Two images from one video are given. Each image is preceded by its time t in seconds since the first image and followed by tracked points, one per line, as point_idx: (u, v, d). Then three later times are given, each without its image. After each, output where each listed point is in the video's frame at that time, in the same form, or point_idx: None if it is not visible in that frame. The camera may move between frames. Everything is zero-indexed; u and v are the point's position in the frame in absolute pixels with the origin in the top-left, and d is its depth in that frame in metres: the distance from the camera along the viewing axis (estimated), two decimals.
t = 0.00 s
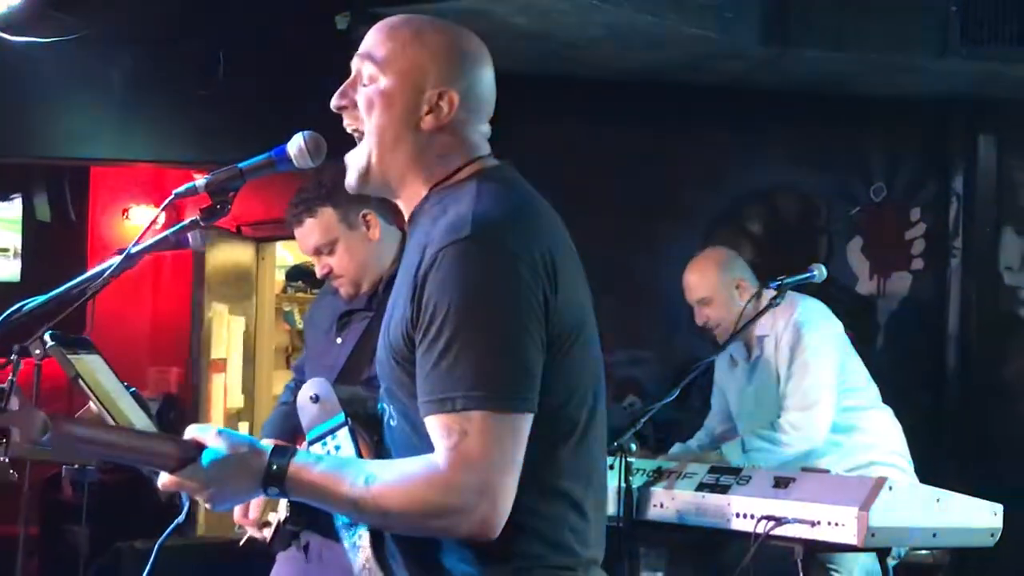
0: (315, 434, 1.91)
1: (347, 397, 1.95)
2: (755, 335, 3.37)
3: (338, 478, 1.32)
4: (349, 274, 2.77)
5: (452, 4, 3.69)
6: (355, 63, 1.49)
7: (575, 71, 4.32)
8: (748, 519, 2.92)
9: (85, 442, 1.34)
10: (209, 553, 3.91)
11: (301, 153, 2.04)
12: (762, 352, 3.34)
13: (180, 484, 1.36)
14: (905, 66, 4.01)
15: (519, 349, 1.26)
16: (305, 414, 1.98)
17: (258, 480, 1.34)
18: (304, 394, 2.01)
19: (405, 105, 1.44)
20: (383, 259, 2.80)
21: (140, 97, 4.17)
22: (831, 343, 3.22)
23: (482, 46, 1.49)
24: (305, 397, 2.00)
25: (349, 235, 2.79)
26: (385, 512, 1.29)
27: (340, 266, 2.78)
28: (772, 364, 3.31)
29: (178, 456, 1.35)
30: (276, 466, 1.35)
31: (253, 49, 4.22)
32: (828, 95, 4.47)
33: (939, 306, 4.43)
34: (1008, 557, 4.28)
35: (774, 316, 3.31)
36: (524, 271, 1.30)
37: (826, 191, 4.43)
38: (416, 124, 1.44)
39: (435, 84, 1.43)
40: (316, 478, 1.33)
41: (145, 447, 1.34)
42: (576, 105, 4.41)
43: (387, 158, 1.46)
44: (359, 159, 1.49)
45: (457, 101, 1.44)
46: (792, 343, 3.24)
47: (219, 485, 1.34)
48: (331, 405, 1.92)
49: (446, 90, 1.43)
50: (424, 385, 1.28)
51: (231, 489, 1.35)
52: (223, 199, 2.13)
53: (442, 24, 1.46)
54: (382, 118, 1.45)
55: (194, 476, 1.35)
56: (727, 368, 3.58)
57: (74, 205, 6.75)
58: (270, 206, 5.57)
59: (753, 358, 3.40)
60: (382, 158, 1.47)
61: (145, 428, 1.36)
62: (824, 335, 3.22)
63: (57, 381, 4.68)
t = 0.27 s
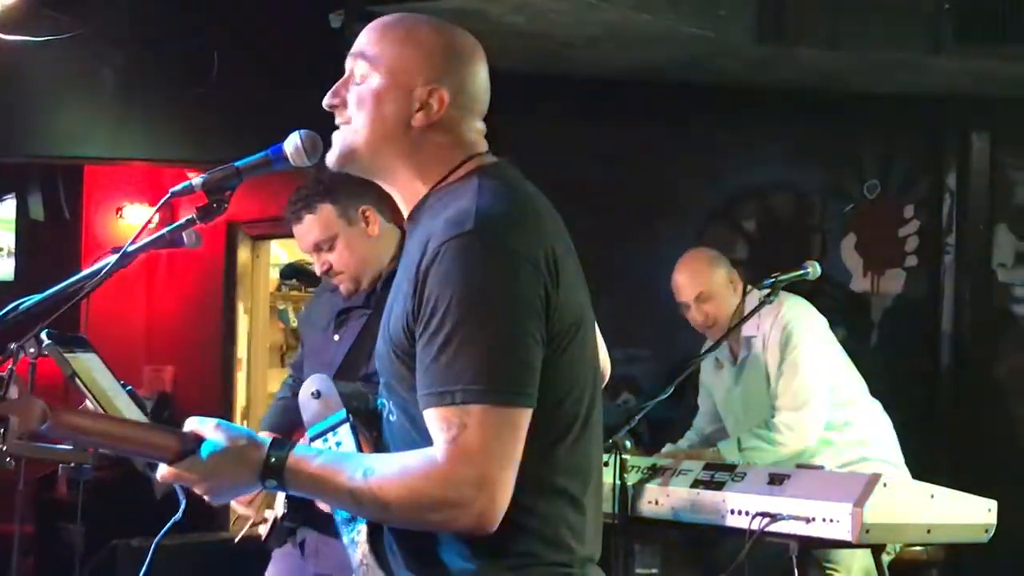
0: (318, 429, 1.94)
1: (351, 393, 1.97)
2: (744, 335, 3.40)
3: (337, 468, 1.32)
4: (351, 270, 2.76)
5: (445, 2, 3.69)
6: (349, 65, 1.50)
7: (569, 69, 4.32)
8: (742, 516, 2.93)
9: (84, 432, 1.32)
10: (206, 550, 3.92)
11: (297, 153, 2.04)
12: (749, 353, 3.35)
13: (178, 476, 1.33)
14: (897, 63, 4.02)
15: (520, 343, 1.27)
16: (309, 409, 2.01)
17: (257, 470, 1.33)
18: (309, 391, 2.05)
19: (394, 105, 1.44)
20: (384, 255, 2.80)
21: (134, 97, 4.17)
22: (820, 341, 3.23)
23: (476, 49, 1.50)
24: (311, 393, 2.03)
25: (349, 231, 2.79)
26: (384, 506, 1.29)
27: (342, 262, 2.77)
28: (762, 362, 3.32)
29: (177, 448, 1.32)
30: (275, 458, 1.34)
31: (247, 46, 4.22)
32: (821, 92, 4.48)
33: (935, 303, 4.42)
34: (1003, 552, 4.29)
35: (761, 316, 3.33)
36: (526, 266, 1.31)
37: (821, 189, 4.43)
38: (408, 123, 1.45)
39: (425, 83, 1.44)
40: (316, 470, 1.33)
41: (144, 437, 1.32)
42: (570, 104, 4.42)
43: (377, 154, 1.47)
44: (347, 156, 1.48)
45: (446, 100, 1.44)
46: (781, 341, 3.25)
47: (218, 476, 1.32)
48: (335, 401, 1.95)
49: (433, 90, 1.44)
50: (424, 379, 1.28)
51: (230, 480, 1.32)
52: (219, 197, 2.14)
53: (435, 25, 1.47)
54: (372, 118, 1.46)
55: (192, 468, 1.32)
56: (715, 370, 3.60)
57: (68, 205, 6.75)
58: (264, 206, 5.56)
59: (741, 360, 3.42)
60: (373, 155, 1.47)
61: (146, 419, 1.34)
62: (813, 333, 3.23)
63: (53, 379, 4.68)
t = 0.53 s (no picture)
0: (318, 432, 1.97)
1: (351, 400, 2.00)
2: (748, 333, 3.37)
3: (341, 474, 1.33)
4: (350, 268, 2.76)
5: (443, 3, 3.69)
6: (337, 77, 1.51)
7: (567, 70, 4.32)
8: (740, 517, 2.93)
9: (90, 437, 1.35)
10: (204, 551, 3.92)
11: (298, 156, 2.03)
12: (753, 353, 3.33)
13: (182, 480, 1.35)
14: (894, 64, 4.03)
15: (522, 346, 1.27)
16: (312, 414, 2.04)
17: (259, 477, 1.34)
18: (309, 395, 2.08)
19: (380, 115, 1.45)
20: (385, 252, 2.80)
21: (132, 98, 4.15)
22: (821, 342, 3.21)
23: (463, 50, 1.50)
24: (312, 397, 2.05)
25: (350, 228, 2.80)
26: (388, 510, 1.29)
27: (341, 260, 2.77)
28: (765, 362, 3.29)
29: (180, 452, 1.35)
30: (277, 463, 1.34)
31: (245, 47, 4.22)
32: (818, 93, 4.48)
33: (930, 304, 4.47)
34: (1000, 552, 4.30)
35: (766, 314, 3.31)
36: (527, 268, 1.31)
37: (818, 189, 4.44)
38: (396, 130, 1.46)
39: (408, 91, 1.45)
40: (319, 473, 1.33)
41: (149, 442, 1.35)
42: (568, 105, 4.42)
43: (367, 166, 1.49)
44: (342, 167, 1.52)
45: (429, 108, 1.45)
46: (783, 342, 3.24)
47: (218, 478, 1.34)
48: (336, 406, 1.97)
49: (416, 97, 1.45)
50: (426, 382, 1.28)
51: (232, 483, 1.34)
52: (219, 200, 2.14)
53: (419, 30, 1.48)
54: (363, 129, 1.47)
55: (195, 471, 1.35)
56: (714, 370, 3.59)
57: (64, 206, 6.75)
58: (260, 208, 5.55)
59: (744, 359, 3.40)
60: (364, 166, 1.49)
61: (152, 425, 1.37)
62: (818, 335, 3.22)
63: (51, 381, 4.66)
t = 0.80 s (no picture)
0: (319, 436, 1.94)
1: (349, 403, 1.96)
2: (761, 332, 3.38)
3: (345, 480, 1.35)
4: (346, 270, 2.77)
5: (441, 5, 3.69)
6: (332, 81, 1.52)
7: (565, 73, 4.32)
8: (740, 520, 2.93)
9: (96, 444, 1.33)
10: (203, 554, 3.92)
11: (298, 157, 2.06)
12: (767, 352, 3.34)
13: (187, 485, 1.37)
14: (892, 67, 4.03)
15: (522, 346, 1.29)
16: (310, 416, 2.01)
17: (264, 485, 1.36)
18: (309, 399, 2.05)
19: (378, 122, 1.46)
20: (380, 254, 2.80)
21: (130, 100, 4.14)
22: (833, 345, 3.22)
23: (459, 53, 1.51)
24: (312, 401, 2.04)
25: (346, 229, 2.81)
26: (392, 515, 1.31)
27: (338, 262, 2.78)
28: (775, 362, 3.31)
29: (185, 459, 1.36)
30: (282, 471, 1.36)
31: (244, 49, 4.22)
32: (817, 96, 4.48)
33: (928, 307, 4.46)
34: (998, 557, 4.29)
35: (784, 316, 3.33)
36: (525, 269, 1.32)
37: (816, 191, 4.45)
38: (390, 135, 1.47)
39: (405, 96, 1.46)
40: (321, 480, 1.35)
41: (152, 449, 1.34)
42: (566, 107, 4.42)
43: (363, 172, 1.49)
44: (339, 174, 1.52)
45: (426, 112, 1.46)
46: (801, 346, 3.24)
47: (225, 488, 1.36)
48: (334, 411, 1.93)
49: (413, 101, 1.46)
50: (428, 384, 1.30)
51: (238, 491, 1.36)
52: (219, 202, 2.13)
53: (414, 34, 1.49)
54: (358, 135, 1.48)
55: (200, 478, 1.36)
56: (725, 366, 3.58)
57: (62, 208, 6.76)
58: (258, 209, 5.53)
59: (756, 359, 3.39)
60: (359, 172, 1.49)
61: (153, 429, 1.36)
62: (829, 341, 3.22)
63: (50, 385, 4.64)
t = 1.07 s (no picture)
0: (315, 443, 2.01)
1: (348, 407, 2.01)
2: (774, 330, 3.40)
3: (337, 487, 1.41)
4: (342, 275, 2.81)
5: (442, 9, 3.69)
6: (341, 82, 1.58)
7: (563, 77, 4.33)
8: (739, 524, 2.93)
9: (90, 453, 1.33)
10: (202, 558, 3.92)
11: (300, 161, 2.08)
12: (778, 347, 3.35)
13: (170, 488, 1.40)
14: (893, 71, 4.03)
15: (520, 348, 1.35)
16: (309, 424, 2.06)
17: (251, 494, 1.41)
18: (308, 405, 2.08)
19: (396, 119, 1.53)
20: (374, 259, 2.82)
21: (130, 104, 4.14)
22: (837, 348, 3.23)
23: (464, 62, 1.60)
24: (307, 407, 2.08)
25: (340, 235, 2.82)
26: (386, 516, 1.37)
27: (334, 267, 2.81)
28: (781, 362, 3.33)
29: (173, 467, 1.38)
30: (270, 482, 1.41)
31: (243, 53, 4.23)
32: (815, 101, 4.49)
33: (927, 313, 4.45)
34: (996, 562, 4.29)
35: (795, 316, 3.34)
36: (523, 272, 1.39)
37: (815, 197, 4.46)
38: (411, 133, 1.54)
39: (423, 95, 1.54)
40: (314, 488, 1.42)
41: (141, 458, 1.36)
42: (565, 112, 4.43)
43: (378, 166, 1.55)
44: (350, 170, 1.57)
45: (445, 111, 1.54)
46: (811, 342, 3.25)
47: (210, 499, 1.40)
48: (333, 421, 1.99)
49: (432, 101, 1.54)
50: (426, 384, 1.37)
51: (223, 500, 1.41)
52: (220, 207, 2.14)
53: (426, 39, 1.57)
54: (373, 132, 1.54)
55: (184, 486, 1.39)
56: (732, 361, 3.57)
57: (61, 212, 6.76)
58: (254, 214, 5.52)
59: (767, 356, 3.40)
60: (373, 167, 1.55)
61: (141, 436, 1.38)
62: (839, 338, 3.24)
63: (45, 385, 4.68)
